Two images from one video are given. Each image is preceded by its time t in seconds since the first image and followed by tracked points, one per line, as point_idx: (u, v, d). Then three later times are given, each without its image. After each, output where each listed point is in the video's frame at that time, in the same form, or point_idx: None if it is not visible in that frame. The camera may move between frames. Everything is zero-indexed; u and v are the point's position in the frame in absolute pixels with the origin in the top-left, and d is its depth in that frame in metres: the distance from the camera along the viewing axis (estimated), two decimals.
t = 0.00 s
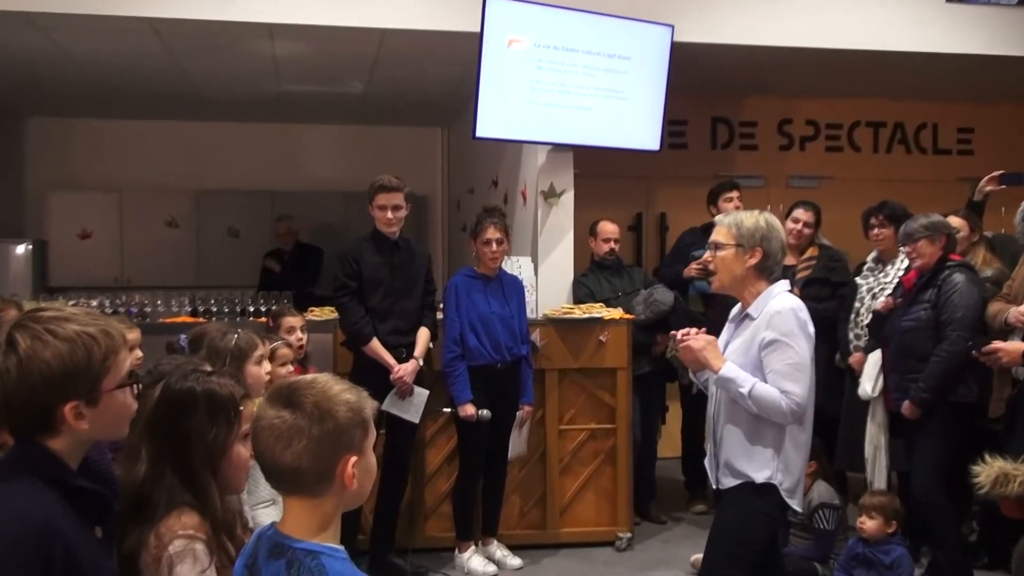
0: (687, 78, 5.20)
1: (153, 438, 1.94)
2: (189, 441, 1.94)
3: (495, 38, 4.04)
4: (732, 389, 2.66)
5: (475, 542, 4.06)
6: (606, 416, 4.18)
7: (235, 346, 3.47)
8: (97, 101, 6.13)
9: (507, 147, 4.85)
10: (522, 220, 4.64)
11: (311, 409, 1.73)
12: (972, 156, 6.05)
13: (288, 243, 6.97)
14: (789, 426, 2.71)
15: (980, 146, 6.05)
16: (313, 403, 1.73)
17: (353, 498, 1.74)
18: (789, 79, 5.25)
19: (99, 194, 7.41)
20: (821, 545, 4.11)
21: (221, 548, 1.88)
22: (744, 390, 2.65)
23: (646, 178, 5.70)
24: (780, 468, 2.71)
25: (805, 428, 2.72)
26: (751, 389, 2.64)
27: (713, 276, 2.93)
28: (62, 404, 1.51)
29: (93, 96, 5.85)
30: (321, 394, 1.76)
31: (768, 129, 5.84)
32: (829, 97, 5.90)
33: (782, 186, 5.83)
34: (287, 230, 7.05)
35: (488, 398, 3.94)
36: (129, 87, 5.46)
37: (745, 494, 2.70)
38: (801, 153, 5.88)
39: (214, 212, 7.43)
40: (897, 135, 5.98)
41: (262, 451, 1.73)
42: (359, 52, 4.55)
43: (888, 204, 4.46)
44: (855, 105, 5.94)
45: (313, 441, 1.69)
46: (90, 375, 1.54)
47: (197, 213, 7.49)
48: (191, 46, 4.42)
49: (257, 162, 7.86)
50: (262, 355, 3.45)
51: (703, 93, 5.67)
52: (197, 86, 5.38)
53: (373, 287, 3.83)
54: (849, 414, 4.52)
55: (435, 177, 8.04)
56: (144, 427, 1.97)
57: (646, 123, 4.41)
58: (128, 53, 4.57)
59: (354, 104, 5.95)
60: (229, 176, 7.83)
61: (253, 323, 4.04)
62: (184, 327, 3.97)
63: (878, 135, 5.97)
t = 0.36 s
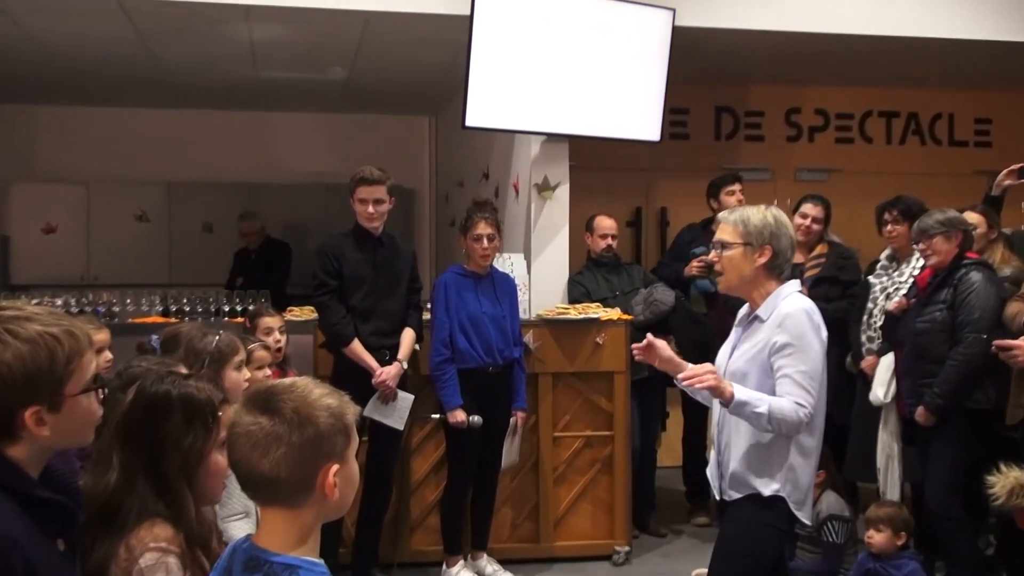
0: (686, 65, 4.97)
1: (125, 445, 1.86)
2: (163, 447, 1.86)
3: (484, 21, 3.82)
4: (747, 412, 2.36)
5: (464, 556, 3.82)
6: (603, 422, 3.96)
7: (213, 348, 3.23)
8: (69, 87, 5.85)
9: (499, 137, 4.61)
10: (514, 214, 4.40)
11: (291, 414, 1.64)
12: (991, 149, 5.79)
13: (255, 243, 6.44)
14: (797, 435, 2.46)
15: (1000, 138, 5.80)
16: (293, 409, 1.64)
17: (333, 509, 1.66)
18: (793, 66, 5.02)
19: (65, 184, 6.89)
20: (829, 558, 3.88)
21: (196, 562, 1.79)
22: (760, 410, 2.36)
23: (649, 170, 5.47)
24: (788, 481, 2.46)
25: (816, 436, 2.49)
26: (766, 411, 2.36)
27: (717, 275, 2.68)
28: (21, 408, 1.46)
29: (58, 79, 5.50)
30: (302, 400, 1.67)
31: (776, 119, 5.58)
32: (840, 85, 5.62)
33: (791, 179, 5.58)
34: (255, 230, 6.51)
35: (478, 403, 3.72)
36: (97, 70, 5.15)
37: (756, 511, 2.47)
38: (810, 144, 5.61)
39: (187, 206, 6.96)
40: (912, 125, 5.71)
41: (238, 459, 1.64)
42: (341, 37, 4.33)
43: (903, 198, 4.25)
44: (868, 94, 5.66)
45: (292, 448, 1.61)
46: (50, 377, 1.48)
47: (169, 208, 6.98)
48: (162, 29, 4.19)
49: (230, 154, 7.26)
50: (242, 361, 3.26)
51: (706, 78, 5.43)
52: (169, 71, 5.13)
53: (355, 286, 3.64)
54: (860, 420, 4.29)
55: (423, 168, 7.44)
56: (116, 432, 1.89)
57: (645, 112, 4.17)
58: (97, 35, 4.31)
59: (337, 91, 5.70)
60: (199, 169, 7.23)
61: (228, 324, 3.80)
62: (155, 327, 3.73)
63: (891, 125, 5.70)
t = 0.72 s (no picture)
0: (685, 49, 4.74)
1: (92, 449, 1.77)
2: (135, 453, 1.77)
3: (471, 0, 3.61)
4: (743, 430, 2.19)
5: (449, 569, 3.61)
6: (597, 427, 3.74)
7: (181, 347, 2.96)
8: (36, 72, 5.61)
9: (487, 125, 4.38)
10: (503, 206, 4.18)
11: (266, 416, 1.58)
12: (1006, 139, 5.58)
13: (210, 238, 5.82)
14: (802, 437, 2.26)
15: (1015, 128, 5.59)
16: (267, 411, 1.58)
17: (310, 517, 1.59)
18: (797, 50, 4.80)
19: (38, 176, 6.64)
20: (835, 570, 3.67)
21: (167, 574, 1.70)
22: (757, 425, 2.19)
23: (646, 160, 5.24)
24: (790, 489, 2.25)
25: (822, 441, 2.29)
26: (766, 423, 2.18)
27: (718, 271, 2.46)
28: None
29: (22, 62, 5.26)
30: (277, 401, 1.60)
31: (780, 108, 5.36)
32: (846, 73, 5.40)
33: (796, 171, 5.37)
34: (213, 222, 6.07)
35: (465, 407, 3.51)
36: (64, 51, 4.89)
37: (759, 529, 2.27)
38: (816, 134, 5.40)
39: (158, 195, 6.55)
40: (923, 114, 5.50)
41: (210, 463, 1.56)
42: (321, 18, 4.11)
43: (915, 190, 4.08)
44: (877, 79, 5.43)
45: (268, 452, 1.54)
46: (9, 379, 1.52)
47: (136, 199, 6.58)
48: (129, 8, 3.96)
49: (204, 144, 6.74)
50: (211, 360, 2.94)
51: (706, 64, 5.21)
52: (139, 53, 4.87)
53: (334, 284, 3.44)
54: (868, 424, 4.09)
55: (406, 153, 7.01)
56: (82, 435, 1.80)
57: (642, 100, 3.95)
58: (59, 14, 4.09)
59: (318, 76, 5.45)
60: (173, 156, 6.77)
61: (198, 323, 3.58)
62: (120, 327, 3.51)
63: (902, 112, 5.48)
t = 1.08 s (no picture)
0: (681, 29, 4.53)
1: (62, 449, 1.62)
2: (107, 452, 1.63)
3: None
4: (733, 376, 2.04)
5: None
6: (586, 429, 3.54)
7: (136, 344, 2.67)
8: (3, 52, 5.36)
9: (471, 111, 4.17)
10: (487, 195, 3.98)
11: (224, 421, 1.43)
12: (1017, 126, 5.39)
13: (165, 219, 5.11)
14: (792, 428, 2.14)
15: None
16: (227, 414, 1.44)
17: (276, 525, 1.46)
18: (797, 31, 4.60)
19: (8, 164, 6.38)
20: None
21: None
22: (748, 380, 2.03)
23: (639, 147, 5.05)
24: (787, 485, 2.13)
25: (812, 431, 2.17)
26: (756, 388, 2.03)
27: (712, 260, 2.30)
28: None
29: None
30: (239, 402, 1.46)
31: (781, 93, 5.16)
32: (849, 56, 5.21)
33: (797, 159, 5.18)
34: (169, 198, 5.17)
35: (446, 409, 3.31)
36: (26, 26, 4.64)
37: (762, 537, 2.13)
38: (818, 120, 5.21)
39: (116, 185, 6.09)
40: (930, 100, 5.31)
41: (167, 472, 1.44)
42: None
43: (922, 179, 3.89)
44: (880, 64, 5.25)
45: (226, 460, 1.41)
46: None
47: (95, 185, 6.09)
48: None
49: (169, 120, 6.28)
50: (171, 351, 2.65)
51: (702, 47, 5.00)
52: (105, 28, 4.62)
53: (306, 277, 3.22)
54: (871, 426, 3.90)
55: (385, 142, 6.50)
56: (48, 433, 1.65)
57: (634, 83, 3.74)
58: None
59: (296, 56, 5.21)
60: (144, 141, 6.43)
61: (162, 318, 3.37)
62: (80, 323, 3.28)
63: (908, 98, 5.30)
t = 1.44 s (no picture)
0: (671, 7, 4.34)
1: (12, 451, 1.56)
2: (59, 455, 1.57)
3: None
4: (718, 432, 1.94)
5: None
6: (572, 431, 3.36)
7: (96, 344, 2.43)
8: None
9: (449, 95, 3.98)
10: (467, 183, 3.79)
11: (181, 419, 1.37)
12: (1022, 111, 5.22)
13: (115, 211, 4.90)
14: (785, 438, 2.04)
15: None
16: (184, 415, 1.38)
17: (233, 535, 1.39)
18: (793, 9, 4.41)
19: None
20: None
21: None
22: (732, 426, 1.94)
23: (627, 133, 4.87)
24: (776, 495, 2.05)
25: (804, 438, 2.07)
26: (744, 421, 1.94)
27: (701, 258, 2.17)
28: None
29: None
30: (197, 402, 1.39)
31: (777, 74, 4.98)
32: (847, 37, 5.03)
33: (794, 146, 5.00)
34: (121, 183, 4.94)
35: (422, 409, 3.13)
36: None
37: (749, 543, 2.05)
38: (815, 104, 5.03)
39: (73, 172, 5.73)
40: (933, 83, 5.14)
41: (118, 474, 1.37)
42: None
43: (923, 167, 3.72)
44: (879, 46, 5.07)
45: (183, 460, 1.35)
46: None
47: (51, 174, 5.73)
48: None
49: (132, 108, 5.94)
50: (135, 351, 2.43)
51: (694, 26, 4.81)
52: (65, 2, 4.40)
53: (272, 270, 3.04)
54: (870, 426, 3.73)
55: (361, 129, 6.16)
56: None
57: (622, 65, 3.55)
58: None
59: (269, 34, 5.00)
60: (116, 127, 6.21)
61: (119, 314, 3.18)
62: (33, 319, 3.09)
63: (910, 82, 5.12)
